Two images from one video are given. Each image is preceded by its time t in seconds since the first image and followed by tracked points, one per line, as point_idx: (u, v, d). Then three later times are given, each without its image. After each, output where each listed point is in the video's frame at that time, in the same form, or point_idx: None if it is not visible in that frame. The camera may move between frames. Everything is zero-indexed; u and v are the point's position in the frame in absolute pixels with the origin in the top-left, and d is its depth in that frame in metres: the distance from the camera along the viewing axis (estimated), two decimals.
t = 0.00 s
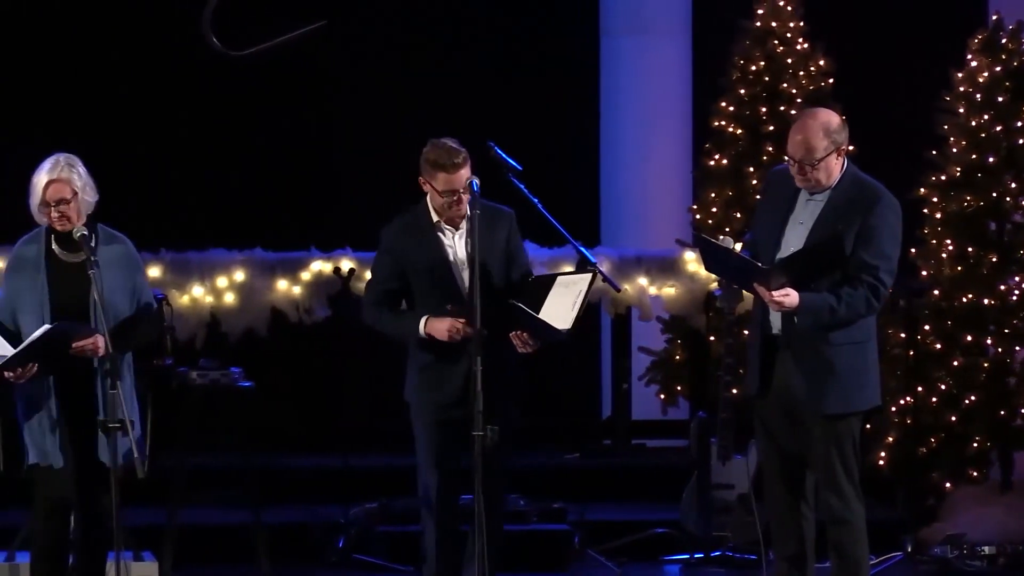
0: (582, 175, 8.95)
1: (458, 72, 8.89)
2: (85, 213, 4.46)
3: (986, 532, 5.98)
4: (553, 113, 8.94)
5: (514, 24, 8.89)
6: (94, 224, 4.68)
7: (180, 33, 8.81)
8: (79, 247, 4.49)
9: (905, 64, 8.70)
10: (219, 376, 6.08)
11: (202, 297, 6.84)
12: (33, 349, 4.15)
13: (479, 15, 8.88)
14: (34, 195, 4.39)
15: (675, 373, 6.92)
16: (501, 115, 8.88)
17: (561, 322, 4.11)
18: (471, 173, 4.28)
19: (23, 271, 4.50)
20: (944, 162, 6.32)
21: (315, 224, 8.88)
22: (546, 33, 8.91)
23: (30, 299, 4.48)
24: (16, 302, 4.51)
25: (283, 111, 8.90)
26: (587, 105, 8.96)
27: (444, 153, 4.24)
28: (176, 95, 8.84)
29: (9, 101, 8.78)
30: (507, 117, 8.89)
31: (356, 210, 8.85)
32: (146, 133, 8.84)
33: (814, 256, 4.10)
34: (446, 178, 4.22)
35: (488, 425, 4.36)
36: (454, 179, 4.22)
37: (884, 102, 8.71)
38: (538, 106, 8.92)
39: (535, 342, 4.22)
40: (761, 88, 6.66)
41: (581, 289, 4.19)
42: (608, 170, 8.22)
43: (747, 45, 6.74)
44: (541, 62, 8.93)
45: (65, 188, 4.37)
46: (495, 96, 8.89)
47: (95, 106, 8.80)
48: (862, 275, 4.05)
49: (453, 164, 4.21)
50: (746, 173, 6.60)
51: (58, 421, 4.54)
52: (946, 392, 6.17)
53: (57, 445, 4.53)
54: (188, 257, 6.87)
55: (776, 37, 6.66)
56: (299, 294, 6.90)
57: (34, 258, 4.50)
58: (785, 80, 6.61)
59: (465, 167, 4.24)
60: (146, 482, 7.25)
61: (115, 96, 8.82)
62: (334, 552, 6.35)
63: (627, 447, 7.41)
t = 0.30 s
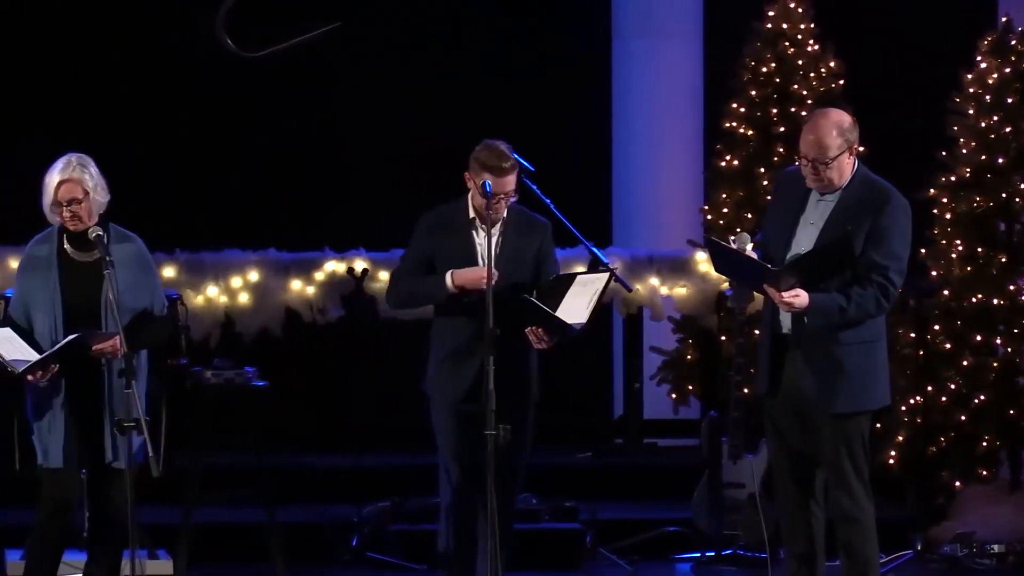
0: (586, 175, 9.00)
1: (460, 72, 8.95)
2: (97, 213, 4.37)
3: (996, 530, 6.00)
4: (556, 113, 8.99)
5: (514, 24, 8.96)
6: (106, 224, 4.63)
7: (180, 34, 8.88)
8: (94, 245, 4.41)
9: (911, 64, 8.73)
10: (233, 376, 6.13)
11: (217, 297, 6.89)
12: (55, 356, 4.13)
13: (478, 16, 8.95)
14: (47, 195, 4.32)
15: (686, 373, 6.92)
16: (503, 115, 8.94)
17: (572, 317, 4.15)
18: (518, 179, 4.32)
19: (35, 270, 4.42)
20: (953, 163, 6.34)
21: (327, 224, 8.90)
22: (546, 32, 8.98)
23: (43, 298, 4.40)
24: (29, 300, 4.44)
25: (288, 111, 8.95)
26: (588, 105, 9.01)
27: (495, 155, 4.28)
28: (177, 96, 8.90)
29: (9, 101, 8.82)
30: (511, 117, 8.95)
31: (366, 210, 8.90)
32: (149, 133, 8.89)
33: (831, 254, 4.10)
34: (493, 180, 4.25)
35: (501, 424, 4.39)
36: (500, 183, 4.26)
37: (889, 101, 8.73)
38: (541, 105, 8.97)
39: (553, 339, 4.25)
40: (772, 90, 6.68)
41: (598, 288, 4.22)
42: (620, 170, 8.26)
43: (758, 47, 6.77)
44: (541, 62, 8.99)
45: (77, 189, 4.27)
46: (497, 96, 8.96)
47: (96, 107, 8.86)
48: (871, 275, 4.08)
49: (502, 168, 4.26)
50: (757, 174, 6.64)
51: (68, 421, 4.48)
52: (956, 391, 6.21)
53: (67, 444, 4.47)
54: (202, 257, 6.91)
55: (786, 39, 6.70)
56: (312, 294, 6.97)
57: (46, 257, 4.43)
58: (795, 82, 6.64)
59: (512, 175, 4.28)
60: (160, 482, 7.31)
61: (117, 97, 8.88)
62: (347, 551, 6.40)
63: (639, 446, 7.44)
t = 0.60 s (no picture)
0: (589, 175, 9.06)
1: (460, 72, 9.04)
2: (98, 212, 4.35)
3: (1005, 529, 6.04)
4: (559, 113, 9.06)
5: (514, 24, 9.02)
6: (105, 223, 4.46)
7: (179, 34, 8.93)
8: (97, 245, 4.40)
9: (915, 64, 8.77)
10: (248, 373, 6.17)
11: (230, 297, 6.91)
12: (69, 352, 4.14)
13: (478, 16, 9.01)
14: (48, 195, 4.27)
15: (697, 372, 6.97)
16: (504, 114, 9.03)
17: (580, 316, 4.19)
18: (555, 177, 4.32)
19: (35, 269, 4.35)
20: (963, 164, 6.37)
21: (339, 225, 8.98)
22: (546, 32, 9.05)
23: (44, 297, 4.33)
24: (29, 300, 4.34)
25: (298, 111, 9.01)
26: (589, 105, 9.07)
27: (537, 150, 4.27)
28: (178, 95, 8.96)
29: (17, 103, 8.87)
30: (512, 118, 9.03)
31: (376, 210, 8.98)
32: (150, 133, 8.95)
33: (836, 254, 4.13)
34: (532, 174, 4.25)
35: (511, 424, 4.43)
36: (537, 178, 4.25)
37: (893, 100, 8.76)
38: (542, 106, 9.05)
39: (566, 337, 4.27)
40: (782, 91, 6.71)
41: (609, 288, 4.23)
42: (631, 171, 8.30)
43: (768, 48, 6.80)
44: (541, 62, 9.05)
45: (79, 187, 4.25)
46: (497, 96, 9.04)
47: (97, 106, 8.91)
48: (876, 273, 4.11)
49: (541, 163, 4.24)
50: (767, 174, 6.67)
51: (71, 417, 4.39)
52: (965, 390, 6.23)
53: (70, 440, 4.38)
54: (216, 257, 6.92)
55: (796, 40, 6.72)
56: (326, 294, 7.03)
57: (46, 256, 4.36)
58: (805, 83, 6.66)
59: (552, 169, 4.27)
60: (173, 480, 7.37)
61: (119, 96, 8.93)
62: (360, 549, 6.46)
63: (648, 445, 7.49)
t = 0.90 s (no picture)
0: (594, 176, 9.11)
1: (460, 72, 9.10)
2: (93, 213, 4.42)
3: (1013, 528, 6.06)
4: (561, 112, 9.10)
5: (514, 24, 9.08)
6: (94, 224, 4.51)
7: (178, 34, 9.01)
8: (86, 245, 4.45)
9: (919, 62, 8.79)
10: (261, 373, 6.25)
11: (243, 297, 6.97)
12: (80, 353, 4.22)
13: (478, 16, 9.06)
14: (45, 196, 4.31)
15: (707, 371, 6.93)
16: (507, 114, 9.08)
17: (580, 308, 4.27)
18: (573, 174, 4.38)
19: (29, 270, 4.38)
20: (971, 165, 6.40)
21: (349, 226, 9.05)
22: (546, 33, 9.10)
23: (40, 297, 4.37)
24: (25, 300, 4.37)
25: (308, 113, 9.08)
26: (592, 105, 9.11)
27: (555, 147, 4.33)
28: (180, 95, 9.04)
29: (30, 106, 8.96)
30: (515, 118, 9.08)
31: (386, 210, 9.05)
32: (153, 133, 9.03)
33: (839, 258, 4.20)
34: (550, 170, 4.31)
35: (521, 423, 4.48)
36: (553, 174, 4.32)
37: (897, 99, 8.79)
38: (545, 105, 9.08)
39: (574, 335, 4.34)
40: (791, 92, 6.73)
41: (612, 281, 4.30)
42: (641, 173, 8.34)
43: (777, 50, 6.81)
44: (541, 62, 9.10)
45: (76, 188, 4.30)
46: (501, 97, 9.08)
47: (98, 105, 8.99)
48: (878, 272, 4.15)
49: (558, 160, 4.30)
50: (776, 175, 6.71)
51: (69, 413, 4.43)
52: (973, 390, 6.25)
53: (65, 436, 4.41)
54: (229, 257, 6.96)
55: (806, 42, 6.73)
56: (338, 294, 7.05)
57: (40, 257, 4.39)
58: (815, 84, 6.68)
59: (569, 166, 4.33)
60: (184, 479, 7.43)
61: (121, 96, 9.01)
62: (372, 547, 6.51)
63: (658, 443, 7.52)
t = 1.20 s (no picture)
0: (598, 176, 9.14)
1: (460, 72, 9.18)
2: (95, 213, 4.45)
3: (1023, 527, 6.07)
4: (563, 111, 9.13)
5: (514, 24, 9.16)
6: (96, 224, 4.53)
7: (179, 34, 9.12)
8: (87, 246, 4.47)
9: (926, 63, 8.81)
10: (273, 372, 6.29)
11: (256, 297, 7.01)
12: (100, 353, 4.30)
13: (478, 16, 9.15)
14: (51, 196, 4.32)
15: (717, 371, 7.00)
16: (516, 114, 9.13)
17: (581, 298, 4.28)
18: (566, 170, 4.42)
19: (35, 269, 4.38)
20: (979, 165, 6.41)
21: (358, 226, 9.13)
22: (546, 33, 9.17)
23: (46, 296, 4.38)
24: (33, 298, 4.37)
25: (317, 113, 9.16)
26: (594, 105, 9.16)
27: (545, 145, 4.37)
28: (182, 95, 9.15)
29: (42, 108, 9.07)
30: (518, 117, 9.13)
31: (397, 210, 9.12)
32: (155, 133, 9.12)
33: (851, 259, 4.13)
34: (543, 167, 4.34)
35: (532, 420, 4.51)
36: (545, 171, 4.35)
37: (901, 98, 8.80)
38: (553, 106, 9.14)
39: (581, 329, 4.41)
40: (801, 93, 6.76)
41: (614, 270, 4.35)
42: (651, 174, 8.38)
43: (786, 52, 6.83)
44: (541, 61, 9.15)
45: (83, 189, 4.33)
46: (510, 97, 9.14)
47: (99, 105, 9.09)
48: (884, 273, 4.19)
49: (548, 156, 4.34)
50: (785, 175, 6.73)
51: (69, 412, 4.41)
52: (981, 389, 6.29)
53: (66, 435, 4.40)
54: (241, 257, 7.01)
55: (815, 43, 6.76)
56: (350, 294, 7.07)
57: (45, 256, 4.40)
58: (824, 85, 6.70)
59: (561, 161, 4.36)
60: (196, 478, 7.48)
61: (124, 96, 9.12)
62: (384, 545, 6.54)
63: (668, 442, 7.56)
